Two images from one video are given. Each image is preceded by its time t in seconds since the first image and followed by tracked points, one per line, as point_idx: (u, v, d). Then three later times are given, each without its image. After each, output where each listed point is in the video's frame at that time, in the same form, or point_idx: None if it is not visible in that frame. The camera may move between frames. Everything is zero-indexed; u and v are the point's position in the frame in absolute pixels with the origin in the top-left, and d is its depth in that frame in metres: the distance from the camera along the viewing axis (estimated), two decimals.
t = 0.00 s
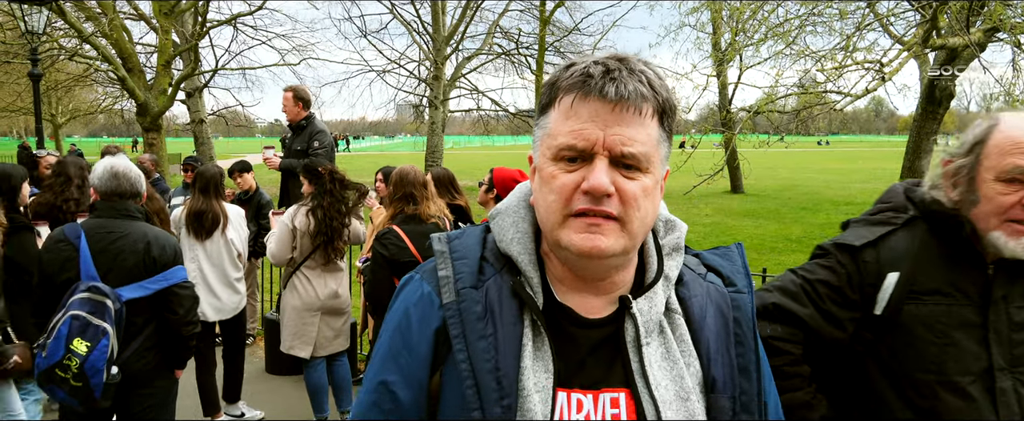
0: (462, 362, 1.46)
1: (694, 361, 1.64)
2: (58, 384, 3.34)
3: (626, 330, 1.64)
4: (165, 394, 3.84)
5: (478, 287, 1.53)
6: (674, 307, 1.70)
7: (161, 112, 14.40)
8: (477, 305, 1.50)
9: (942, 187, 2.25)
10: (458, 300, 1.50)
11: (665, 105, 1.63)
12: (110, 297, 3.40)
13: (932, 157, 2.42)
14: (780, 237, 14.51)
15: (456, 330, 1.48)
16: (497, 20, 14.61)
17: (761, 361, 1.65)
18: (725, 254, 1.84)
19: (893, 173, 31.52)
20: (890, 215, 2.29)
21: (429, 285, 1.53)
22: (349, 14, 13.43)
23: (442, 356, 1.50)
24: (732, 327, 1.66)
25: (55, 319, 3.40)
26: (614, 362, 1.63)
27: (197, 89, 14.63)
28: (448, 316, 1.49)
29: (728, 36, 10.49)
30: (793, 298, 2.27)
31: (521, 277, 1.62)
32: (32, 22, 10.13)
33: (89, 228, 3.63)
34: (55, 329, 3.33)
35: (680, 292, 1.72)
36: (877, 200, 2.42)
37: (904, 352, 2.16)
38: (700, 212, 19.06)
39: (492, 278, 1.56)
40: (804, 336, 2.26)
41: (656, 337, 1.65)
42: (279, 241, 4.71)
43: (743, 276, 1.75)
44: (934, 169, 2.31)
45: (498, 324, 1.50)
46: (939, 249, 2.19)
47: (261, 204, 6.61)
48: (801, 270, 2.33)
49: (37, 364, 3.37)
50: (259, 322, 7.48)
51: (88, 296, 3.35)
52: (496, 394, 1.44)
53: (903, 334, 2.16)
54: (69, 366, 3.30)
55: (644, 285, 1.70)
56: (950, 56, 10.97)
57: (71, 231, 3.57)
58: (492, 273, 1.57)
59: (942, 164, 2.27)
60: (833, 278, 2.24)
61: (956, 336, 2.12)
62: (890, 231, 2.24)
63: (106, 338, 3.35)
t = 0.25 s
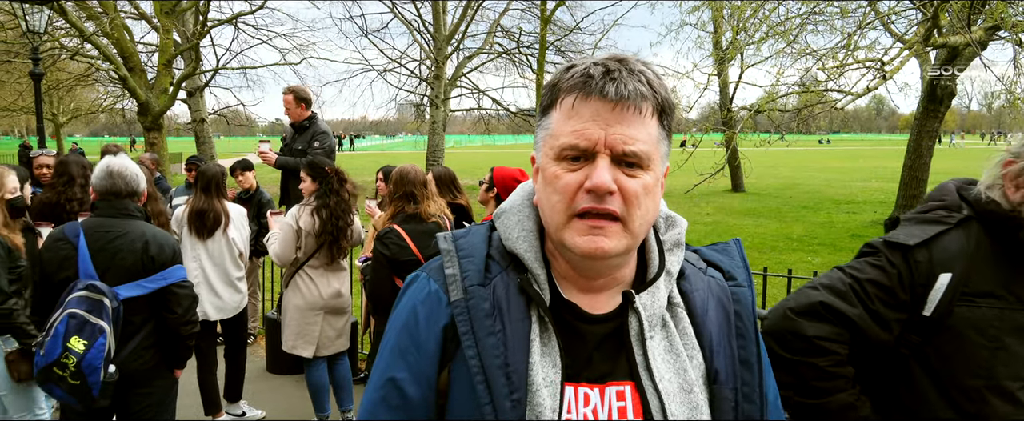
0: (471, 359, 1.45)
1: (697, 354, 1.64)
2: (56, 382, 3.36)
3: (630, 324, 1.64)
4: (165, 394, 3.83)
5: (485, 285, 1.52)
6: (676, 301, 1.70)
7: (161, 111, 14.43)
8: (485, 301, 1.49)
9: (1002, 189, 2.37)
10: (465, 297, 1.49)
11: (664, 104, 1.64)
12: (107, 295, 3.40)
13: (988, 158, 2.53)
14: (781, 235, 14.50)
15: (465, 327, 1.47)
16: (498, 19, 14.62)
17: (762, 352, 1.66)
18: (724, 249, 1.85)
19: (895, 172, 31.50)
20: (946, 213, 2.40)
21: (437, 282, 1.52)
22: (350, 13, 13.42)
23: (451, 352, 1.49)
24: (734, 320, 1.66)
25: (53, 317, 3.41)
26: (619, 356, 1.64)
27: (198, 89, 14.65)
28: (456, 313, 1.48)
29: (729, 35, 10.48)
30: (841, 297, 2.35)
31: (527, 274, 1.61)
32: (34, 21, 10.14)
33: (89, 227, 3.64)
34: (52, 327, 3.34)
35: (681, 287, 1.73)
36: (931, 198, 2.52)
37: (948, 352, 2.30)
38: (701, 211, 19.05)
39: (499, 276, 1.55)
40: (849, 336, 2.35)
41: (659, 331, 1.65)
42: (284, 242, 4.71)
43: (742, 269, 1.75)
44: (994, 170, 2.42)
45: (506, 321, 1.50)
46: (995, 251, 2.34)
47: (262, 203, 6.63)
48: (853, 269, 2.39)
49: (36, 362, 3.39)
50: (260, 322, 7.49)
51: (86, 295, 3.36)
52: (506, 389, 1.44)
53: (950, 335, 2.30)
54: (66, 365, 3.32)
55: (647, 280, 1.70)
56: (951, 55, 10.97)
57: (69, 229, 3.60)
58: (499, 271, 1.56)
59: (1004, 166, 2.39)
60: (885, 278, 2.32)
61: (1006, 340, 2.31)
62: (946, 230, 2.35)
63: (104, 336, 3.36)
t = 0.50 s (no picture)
0: (475, 355, 1.45)
1: (701, 349, 1.63)
2: (52, 379, 3.40)
3: (635, 319, 1.64)
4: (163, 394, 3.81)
5: (488, 281, 1.52)
6: (680, 297, 1.69)
7: (162, 110, 14.44)
8: (489, 298, 1.49)
9: None
10: (469, 294, 1.49)
11: (665, 101, 1.63)
12: (101, 293, 3.39)
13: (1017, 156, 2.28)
14: (782, 235, 14.47)
15: (468, 323, 1.47)
16: (499, 18, 14.62)
17: (764, 347, 1.65)
18: (724, 246, 1.85)
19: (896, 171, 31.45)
20: (982, 219, 2.17)
21: (440, 279, 1.52)
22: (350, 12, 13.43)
23: (453, 349, 1.49)
24: (736, 316, 1.66)
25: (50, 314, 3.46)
26: (623, 351, 1.64)
27: (199, 88, 14.65)
28: (459, 309, 1.48)
29: (730, 35, 10.47)
30: (880, 311, 2.14)
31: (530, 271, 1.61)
32: (34, 21, 10.14)
33: (88, 225, 3.66)
34: (48, 324, 3.39)
35: (684, 282, 1.72)
36: (956, 200, 2.28)
37: (990, 362, 2.12)
38: (702, 211, 19.03)
39: (503, 272, 1.55)
40: (892, 352, 2.15)
41: (663, 327, 1.65)
42: (290, 243, 4.69)
43: (743, 266, 1.75)
44: None
45: (510, 317, 1.49)
46: None
47: (263, 202, 6.64)
48: (889, 281, 2.18)
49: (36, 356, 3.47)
50: (260, 321, 7.49)
51: (81, 292, 3.37)
52: (509, 384, 1.44)
53: (993, 345, 2.12)
54: (60, 361, 3.35)
55: (650, 276, 1.70)
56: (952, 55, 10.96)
57: (69, 227, 3.67)
58: (502, 268, 1.57)
59: None
60: (926, 290, 2.11)
61: None
62: (982, 237, 2.14)
63: (96, 334, 3.35)
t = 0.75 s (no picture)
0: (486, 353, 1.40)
1: (702, 347, 1.61)
2: (49, 376, 3.39)
3: (636, 316, 1.61)
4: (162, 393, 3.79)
5: (496, 280, 1.47)
6: (681, 295, 1.67)
7: (162, 110, 14.45)
8: (497, 296, 1.44)
9: None
10: (478, 293, 1.44)
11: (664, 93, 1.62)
12: (98, 291, 3.41)
13: None
14: (783, 235, 14.46)
15: (478, 321, 1.42)
16: (499, 18, 14.61)
17: (765, 345, 1.63)
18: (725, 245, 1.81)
19: (896, 171, 31.43)
20: (1012, 230, 2.03)
21: (449, 276, 1.47)
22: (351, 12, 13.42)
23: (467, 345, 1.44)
24: (736, 315, 1.64)
25: (47, 312, 3.46)
26: (624, 349, 1.61)
27: (199, 88, 14.66)
28: (468, 307, 1.43)
29: (731, 34, 10.47)
30: (924, 338, 1.89)
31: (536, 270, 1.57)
32: (35, 21, 10.15)
33: (88, 223, 3.67)
34: (45, 321, 3.39)
35: (684, 281, 1.70)
36: (982, 212, 2.14)
37: None
38: (703, 210, 19.01)
39: (509, 272, 1.50)
40: (937, 384, 1.90)
41: (664, 324, 1.63)
42: (295, 241, 4.69)
43: (744, 266, 1.72)
44: None
45: (519, 315, 1.45)
46: None
47: (263, 202, 6.64)
48: (928, 304, 1.94)
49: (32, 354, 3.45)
50: (261, 321, 7.48)
51: (78, 290, 3.38)
52: (521, 381, 1.39)
53: None
54: (56, 359, 3.34)
55: (651, 274, 1.67)
56: (953, 54, 10.95)
57: (69, 223, 3.71)
58: (508, 267, 1.51)
59: None
60: (967, 312, 1.90)
61: None
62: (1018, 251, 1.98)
63: (92, 332, 3.36)
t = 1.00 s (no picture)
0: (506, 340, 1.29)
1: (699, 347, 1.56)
2: (49, 375, 3.38)
3: (632, 315, 1.53)
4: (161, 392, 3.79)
5: (512, 270, 1.38)
6: (676, 294, 1.62)
7: (163, 110, 14.44)
8: (517, 286, 1.35)
9: None
10: (495, 281, 1.33)
11: (642, 86, 1.55)
12: (97, 290, 3.42)
13: None
14: (783, 235, 14.45)
15: (497, 309, 1.31)
16: (499, 19, 14.60)
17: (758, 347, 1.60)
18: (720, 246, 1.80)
19: (897, 171, 31.42)
20: None
21: (464, 258, 1.36)
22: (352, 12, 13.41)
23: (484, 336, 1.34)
24: (732, 314, 1.62)
25: (47, 311, 3.46)
26: (622, 346, 1.53)
27: (200, 88, 14.65)
28: (486, 292, 1.32)
29: (731, 34, 10.47)
30: (957, 367, 1.59)
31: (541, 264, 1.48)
32: (35, 21, 10.14)
33: (88, 223, 3.68)
34: (45, 320, 3.38)
35: (680, 280, 1.65)
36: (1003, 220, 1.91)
37: None
38: (703, 210, 19.00)
39: (523, 263, 1.41)
40: None
41: (660, 323, 1.55)
42: (299, 238, 4.70)
43: (739, 266, 1.72)
44: None
45: (537, 305, 1.37)
46: None
47: (263, 203, 6.63)
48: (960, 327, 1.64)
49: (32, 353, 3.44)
50: (261, 322, 7.47)
51: (78, 288, 3.38)
52: (541, 368, 1.30)
53: None
54: (56, 357, 3.33)
55: (647, 274, 1.63)
56: (954, 54, 10.95)
57: (69, 223, 3.72)
58: (521, 259, 1.42)
59: None
60: (1004, 335, 1.62)
61: None
62: None
63: (91, 330, 3.37)
